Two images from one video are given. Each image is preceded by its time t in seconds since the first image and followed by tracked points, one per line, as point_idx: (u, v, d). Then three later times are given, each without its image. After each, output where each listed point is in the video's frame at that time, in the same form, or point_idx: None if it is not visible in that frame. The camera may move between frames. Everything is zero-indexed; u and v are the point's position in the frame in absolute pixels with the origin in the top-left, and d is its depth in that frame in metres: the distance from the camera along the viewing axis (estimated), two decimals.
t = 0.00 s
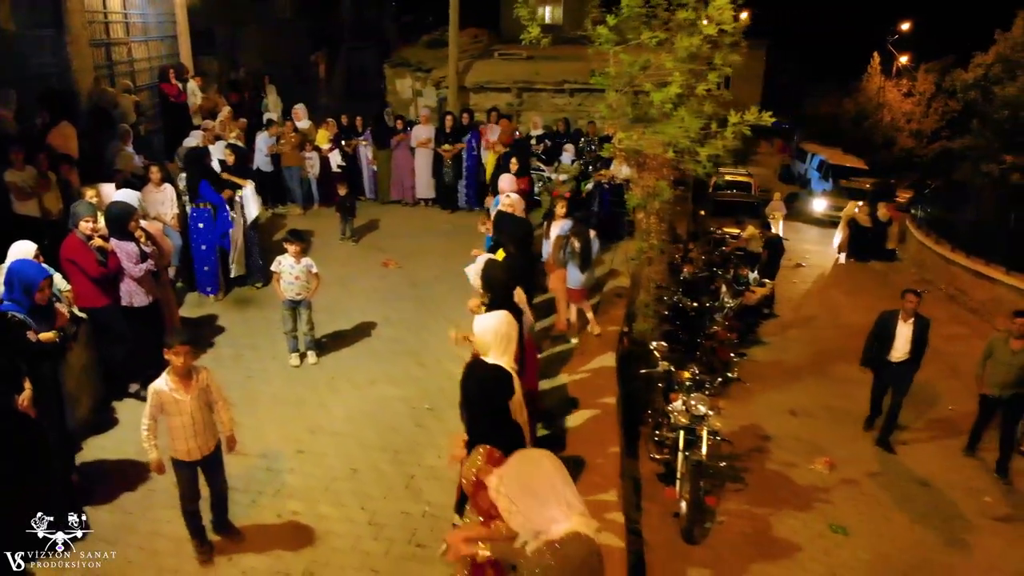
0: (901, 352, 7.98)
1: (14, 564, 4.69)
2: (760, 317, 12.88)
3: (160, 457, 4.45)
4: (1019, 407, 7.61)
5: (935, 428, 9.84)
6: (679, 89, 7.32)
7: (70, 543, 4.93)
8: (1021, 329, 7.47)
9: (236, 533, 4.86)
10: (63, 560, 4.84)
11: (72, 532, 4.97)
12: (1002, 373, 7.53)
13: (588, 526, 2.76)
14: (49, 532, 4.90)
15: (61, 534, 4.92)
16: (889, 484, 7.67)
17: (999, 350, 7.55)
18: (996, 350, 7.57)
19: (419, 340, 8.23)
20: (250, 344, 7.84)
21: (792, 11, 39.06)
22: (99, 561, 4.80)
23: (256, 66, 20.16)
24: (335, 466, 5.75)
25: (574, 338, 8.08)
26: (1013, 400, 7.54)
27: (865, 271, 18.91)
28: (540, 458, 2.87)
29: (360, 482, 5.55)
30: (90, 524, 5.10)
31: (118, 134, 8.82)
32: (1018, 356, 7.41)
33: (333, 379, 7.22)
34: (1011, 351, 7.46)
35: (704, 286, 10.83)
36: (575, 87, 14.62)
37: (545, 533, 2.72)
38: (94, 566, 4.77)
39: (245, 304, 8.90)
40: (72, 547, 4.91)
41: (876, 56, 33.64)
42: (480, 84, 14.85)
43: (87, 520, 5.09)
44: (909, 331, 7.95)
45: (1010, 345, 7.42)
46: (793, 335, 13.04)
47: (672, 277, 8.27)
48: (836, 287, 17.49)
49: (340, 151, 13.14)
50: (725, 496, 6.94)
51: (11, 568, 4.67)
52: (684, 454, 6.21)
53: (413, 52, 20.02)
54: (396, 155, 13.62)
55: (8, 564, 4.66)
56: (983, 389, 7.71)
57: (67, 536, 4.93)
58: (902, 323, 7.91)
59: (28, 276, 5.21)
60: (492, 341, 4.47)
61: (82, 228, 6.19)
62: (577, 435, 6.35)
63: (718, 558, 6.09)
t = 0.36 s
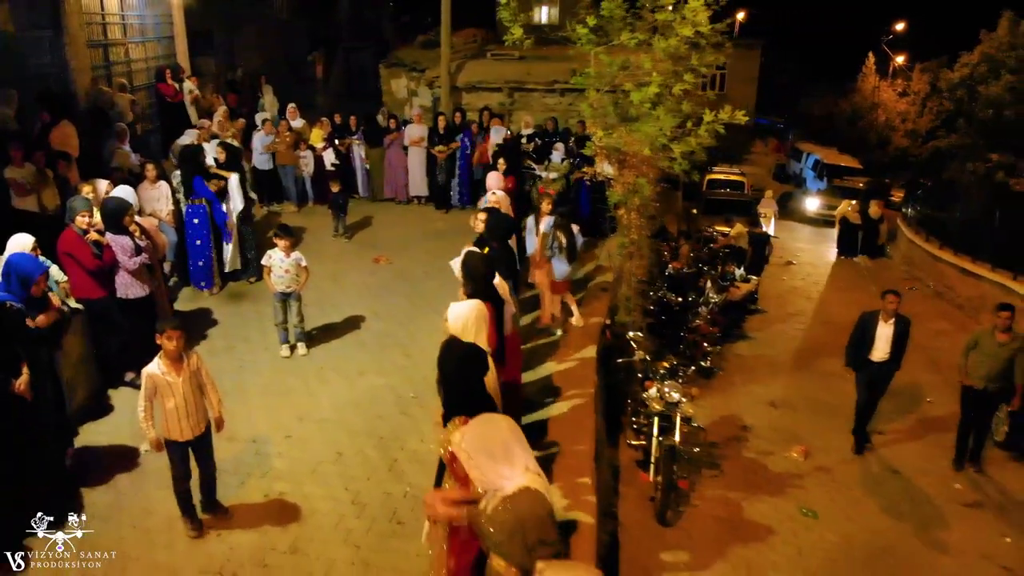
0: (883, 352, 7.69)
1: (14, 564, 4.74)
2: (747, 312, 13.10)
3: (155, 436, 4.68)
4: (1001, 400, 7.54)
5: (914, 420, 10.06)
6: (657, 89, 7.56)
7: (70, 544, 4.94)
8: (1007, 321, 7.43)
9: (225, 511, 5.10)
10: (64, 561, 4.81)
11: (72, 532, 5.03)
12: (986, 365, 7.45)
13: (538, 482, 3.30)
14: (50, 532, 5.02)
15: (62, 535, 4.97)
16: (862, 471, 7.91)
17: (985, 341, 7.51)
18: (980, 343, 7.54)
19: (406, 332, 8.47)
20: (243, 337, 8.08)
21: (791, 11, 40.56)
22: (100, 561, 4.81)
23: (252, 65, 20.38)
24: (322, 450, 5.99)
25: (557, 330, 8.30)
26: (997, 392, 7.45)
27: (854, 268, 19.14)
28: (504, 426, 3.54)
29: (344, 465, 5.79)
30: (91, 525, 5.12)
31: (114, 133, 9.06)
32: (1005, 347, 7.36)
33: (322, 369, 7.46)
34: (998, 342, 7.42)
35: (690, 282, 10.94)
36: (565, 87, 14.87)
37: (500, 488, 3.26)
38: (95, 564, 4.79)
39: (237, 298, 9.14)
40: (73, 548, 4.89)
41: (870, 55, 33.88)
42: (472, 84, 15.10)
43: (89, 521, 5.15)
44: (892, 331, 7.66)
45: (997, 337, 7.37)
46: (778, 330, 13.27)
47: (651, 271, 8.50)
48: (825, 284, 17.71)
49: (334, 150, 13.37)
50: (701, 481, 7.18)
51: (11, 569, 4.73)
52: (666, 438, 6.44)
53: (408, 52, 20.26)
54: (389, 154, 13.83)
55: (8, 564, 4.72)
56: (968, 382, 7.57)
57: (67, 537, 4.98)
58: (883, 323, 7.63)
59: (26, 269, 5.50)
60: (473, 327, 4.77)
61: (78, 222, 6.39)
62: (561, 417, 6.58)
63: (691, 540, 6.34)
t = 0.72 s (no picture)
0: (865, 351, 7.92)
1: (15, 564, 4.83)
2: (734, 306, 13.42)
3: (163, 413, 4.97)
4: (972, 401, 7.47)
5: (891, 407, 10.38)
6: (638, 88, 7.91)
7: (68, 544, 4.99)
8: (974, 322, 7.43)
9: (222, 485, 5.41)
10: (63, 560, 4.86)
11: (72, 532, 5.09)
12: (957, 366, 7.44)
13: (509, 459, 3.63)
14: (48, 532, 5.07)
15: (60, 535, 5.04)
16: (836, 456, 8.20)
17: (955, 343, 7.50)
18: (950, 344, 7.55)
19: (398, 323, 8.80)
20: (241, 326, 8.39)
21: (790, 11, 41.44)
22: (101, 558, 4.88)
23: (251, 65, 20.73)
24: (315, 431, 6.31)
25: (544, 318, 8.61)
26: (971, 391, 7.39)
27: (844, 266, 19.45)
28: (485, 403, 3.85)
29: (336, 445, 6.11)
30: (91, 525, 5.16)
31: (117, 131, 9.36)
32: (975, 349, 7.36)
33: (317, 358, 7.78)
34: (968, 344, 7.41)
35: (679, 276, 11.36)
36: (558, 87, 15.18)
37: (475, 461, 3.60)
38: (95, 563, 4.84)
39: (235, 291, 9.48)
40: (71, 547, 4.94)
41: (864, 55, 34.25)
42: (466, 84, 15.43)
43: (88, 520, 5.19)
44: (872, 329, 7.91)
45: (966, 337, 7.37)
46: (765, 323, 13.59)
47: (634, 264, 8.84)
48: (815, 280, 18.02)
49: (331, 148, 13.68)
50: (678, 463, 7.49)
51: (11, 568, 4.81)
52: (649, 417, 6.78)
53: (405, 52, 20.62)
54: (385, 152, 14.15)
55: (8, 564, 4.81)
56: (941, 381, 7.53)
57: (66, 536, 5.05)
58: (863, 322, 7.87)
59: (19, 254, 5.82)
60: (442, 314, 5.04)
61: (84, 214, 6.75)
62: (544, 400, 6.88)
63: (666, 518, 6.65)
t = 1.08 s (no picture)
0: (846, 344, 7.91)
1: (15, 564, 4.88)
2: (722, 300, 13.75)
3: (179, 392, 5.30)
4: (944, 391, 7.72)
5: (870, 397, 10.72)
6: (621, 89, 8.31)
7: (70, 542, 5.05)
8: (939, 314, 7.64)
9: (224, 462, 5.75)
10: (64, 560, 4.89)
11: (73, 531, 5.15)
12: (929, 356, 7.62)
13: (491, 435, 3.60)
14: (49, 532, 5.12)
15: (61, 535, 5.10)
16: (812, 441, 8.52)
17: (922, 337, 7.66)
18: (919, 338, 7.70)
19: (393, 314, 9.16)
20: (241, 318, 8.73)
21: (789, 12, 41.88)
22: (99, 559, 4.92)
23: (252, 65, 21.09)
24: (312, 413, 6.66)
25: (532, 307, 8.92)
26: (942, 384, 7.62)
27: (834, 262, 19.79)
28: (465, 385, 3.85)
29: (330, 426, 6.46)
30: (90, 526, 5.20)
31: (121, 130, 9.69)
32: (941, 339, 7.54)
33: (313, 347, 8.12)
34: (935, 336, 7.58)
35: (667, 271, 11.74)
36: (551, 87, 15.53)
37: (458, 434, 3.57)
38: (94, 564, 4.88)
39: (236, 284, 9.82)
40: (72, 548, 4.97)
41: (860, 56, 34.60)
42: (462, 84, 15.80)
43: (88, 519, 5.25)
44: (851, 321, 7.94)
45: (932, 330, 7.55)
46: (752, 317, 13.92)
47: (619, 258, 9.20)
48: (805, 275, 18.34)
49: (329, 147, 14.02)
50: (659, 447, 7.82)
51: (10, 568, 4.87)
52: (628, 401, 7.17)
53: (403, 52, 20.97)
54: (381, 151, 14.48)
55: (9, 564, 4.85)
56: (913, 376, 7.74)
57: (67, 536, 5.11)
58: (841, 314, 7.87)
59: (19, 243, 5.98)
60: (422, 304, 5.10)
61: (92, 210, 7.10)
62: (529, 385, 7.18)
63: (644, 497, 6.96)
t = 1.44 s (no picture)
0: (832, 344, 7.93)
1: (15, 564, 4.92)
2: (709, 294, 14.15)
3: (200, 369, 5.80)
4: (912, 384, 7.84)
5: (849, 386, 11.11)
6: (606, 89, 8.82)
7: (69, 543, 5.12)
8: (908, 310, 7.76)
9: (230, 438, 6.16)
10: (63, 561, 4.97)
11: (73, 531, 5.23)
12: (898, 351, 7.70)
13: (470, 398, 4.06)
14: (50, 532, 5.20)
15: (61, 535, 5.17)
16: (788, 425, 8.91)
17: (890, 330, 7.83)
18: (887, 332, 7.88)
19: (389, 304, 9.58)
20: (245, 308, 9.15)
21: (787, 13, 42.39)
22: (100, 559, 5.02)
23: (252, 66, 21.51)
24: (311, 395, 7.08)
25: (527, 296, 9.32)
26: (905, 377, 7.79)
27: (824, 258, 20.17)
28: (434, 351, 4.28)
29: (330, 407, 6.88)
30: (89, 525, 5.31)
31: (128, 129, 10.10)
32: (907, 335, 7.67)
33: (313, 335, 8.53)
34: (901, 330, 7.73)
35: (655, 265, 12.14)
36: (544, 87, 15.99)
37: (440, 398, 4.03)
38: (95, 564, 4.97)
39: (239, 277, 10.22)
40: (72, 549, 5.05)
41: (855, 56, 35.01)
42: (457, 84, 16.21)
43: (88, 519, 5.33)
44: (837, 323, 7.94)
45: (898, 325, 7.68)
46: (740, 310, 14.31)
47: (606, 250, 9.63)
48: (795, 269, 18.72)
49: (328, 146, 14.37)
50: (640, 430, 8.23)
51: (11, 567, 4.93)
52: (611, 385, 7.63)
53: (402, 53, 21.40)
54: (379, 150, 14.90)
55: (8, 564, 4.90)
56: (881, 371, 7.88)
57: (67, 536, 5.19)
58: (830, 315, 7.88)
59: (27, 231, 6.22)
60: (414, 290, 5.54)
61: (105, 205, 7.52)
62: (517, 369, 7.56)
63: (625, 475, 7.35)
